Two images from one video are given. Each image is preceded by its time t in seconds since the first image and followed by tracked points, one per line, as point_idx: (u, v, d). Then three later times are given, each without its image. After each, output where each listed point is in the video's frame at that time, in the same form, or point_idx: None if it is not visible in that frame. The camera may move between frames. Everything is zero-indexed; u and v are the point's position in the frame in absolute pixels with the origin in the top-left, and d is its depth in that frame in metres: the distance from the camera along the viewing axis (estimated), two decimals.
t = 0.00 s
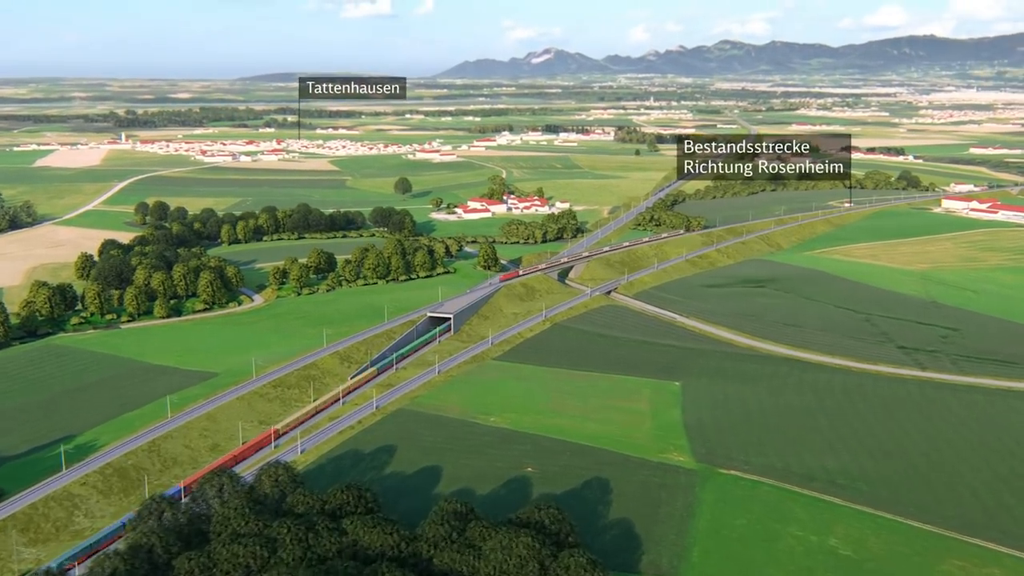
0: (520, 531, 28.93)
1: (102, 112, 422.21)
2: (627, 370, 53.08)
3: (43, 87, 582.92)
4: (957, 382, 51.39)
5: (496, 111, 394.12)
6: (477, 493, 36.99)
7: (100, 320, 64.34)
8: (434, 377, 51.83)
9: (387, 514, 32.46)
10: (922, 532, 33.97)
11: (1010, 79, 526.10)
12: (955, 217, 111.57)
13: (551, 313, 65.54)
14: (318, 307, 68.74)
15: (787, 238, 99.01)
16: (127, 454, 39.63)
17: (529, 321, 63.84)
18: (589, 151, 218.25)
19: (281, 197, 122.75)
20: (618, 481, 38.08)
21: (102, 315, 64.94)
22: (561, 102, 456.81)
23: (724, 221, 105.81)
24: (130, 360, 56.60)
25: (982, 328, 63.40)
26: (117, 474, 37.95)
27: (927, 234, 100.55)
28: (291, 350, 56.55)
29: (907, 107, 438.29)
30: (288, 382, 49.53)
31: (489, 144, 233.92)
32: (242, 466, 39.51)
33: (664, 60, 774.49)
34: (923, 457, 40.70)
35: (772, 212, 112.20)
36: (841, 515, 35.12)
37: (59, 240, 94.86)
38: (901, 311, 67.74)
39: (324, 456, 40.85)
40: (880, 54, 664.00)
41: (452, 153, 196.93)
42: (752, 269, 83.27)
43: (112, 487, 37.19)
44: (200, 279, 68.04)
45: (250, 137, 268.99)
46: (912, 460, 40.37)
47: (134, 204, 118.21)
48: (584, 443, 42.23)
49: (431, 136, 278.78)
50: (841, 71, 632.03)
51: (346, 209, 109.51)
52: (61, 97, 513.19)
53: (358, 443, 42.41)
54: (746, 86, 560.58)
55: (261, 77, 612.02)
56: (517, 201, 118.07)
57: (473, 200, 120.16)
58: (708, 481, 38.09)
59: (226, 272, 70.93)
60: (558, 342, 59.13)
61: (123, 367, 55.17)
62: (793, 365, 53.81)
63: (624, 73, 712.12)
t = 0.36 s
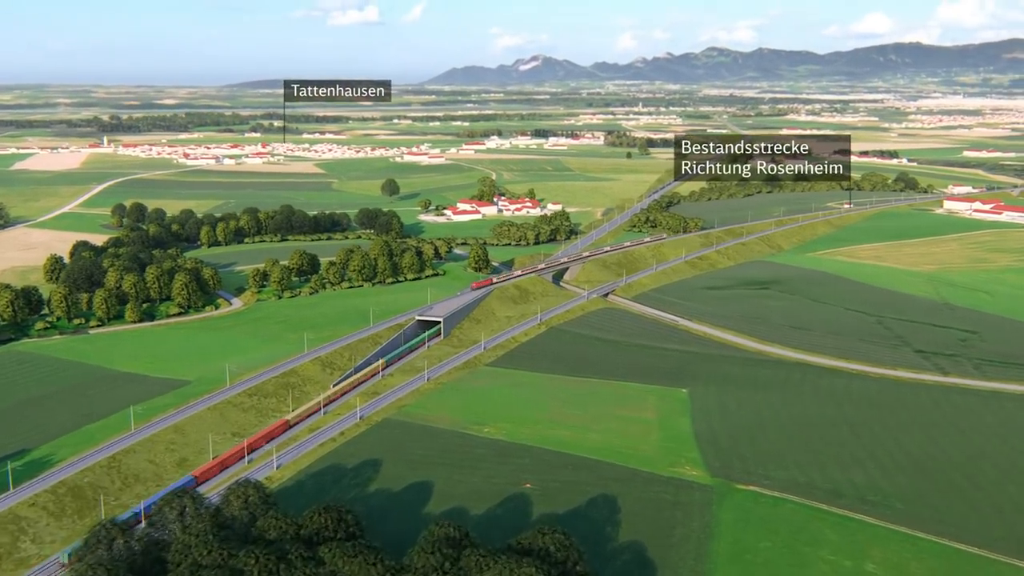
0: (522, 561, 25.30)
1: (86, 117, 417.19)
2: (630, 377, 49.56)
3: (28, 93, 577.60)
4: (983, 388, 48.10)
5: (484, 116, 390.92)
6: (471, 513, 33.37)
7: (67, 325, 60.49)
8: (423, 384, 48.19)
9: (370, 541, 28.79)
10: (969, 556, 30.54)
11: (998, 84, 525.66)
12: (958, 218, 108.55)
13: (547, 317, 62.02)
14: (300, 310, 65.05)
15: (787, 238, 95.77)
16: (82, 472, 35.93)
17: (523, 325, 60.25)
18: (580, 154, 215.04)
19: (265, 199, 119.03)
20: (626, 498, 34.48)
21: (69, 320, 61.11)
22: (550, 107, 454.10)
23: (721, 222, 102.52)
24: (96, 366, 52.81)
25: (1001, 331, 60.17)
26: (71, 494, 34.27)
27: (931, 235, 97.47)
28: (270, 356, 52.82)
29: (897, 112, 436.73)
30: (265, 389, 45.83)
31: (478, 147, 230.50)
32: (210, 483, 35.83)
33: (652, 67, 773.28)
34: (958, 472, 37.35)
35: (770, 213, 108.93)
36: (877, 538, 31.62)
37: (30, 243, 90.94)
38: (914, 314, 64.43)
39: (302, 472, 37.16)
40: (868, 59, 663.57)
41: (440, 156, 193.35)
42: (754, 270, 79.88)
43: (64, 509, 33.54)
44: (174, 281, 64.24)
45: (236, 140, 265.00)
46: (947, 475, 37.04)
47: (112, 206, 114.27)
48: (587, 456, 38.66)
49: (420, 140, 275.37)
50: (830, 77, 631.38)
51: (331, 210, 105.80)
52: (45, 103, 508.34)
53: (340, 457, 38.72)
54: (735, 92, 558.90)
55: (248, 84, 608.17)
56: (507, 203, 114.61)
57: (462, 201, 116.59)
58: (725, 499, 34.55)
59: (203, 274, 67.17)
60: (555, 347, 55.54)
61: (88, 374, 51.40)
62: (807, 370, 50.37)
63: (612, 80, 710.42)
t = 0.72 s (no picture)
0: None
1: (71, 122, 412.22)
2: (635, 384, 46.02)
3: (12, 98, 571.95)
4: (1014, 395, 44.77)
5: (473, 121, 387.71)
6: (467, 539, 29.71)
7: (30, 331, 56.59)
8: (411, 392, 44.53)
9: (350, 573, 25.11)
10: None
11: (987, 89, 524.88)
12: (962, 219, 105.49)
13: (543, 320, 58.49)
14: (281, 314, 61.32)
15: (789, 239, 92.52)
16: (30, 493, 32.17)
17: (518, 329, 56.64)
18: (571, 157, 211.85)
19: (248, 200, 115.18)
20: (639, 520, 30.89)
21: (33, 325, 57.18)
22: (539, 112, 451.16)
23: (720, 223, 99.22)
24: (58, 374, 48.98)
25: None
26: (14, 519, 30.52)
27: (937, 236, 94.38)
28: (246, 363, 49.09)
29: (887, 117, 435.09)
30: (240, 399, 42.09)
31: (467, 150, 227.05)
32: (173, 505, 32.11)
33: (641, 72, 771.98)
34: (1001, 488, 33.99)
35: (769, 214, 105.62)
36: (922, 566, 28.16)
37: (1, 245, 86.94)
38: (930, 317, 61.15)
39: (276, 491, 33.44)
40: (857, 64, 661.99)
41: (429, 158, 189.85)
42: (758, 272, 76.48)
43: (7, 536, 29.82)
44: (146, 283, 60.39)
45: (221, 144, 260.81)
46: (990, 492, 33.67)
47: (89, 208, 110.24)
48: (593, 472, 35.07)
49: (408, 144, 271.84)
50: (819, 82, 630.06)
51: (316, 212, 102.02)
52: (29, 108, 503.14)
53: (320, 474, 35.02)
54: (724, 98, 557.37)
55: (234, 89, 603.74)
56: (499, 205, 111.11)
57: (452, 203, 112.93)
58: (749, 520, 31.01)
59: (178, 276, 63.35)
60: (553, 354, 51.92)
61: (49, 383, 47.56)
62: (823, 376, 47.01)
63: (602, 86, 708.53)
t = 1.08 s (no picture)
0: None
1: (55, 126, 407.09)
2: (642, 392, 42.50)
3: None
4: None
5: (462, 125, 384.40)
6: (462, 571, 26.14)
7: None
8: (399, 402, 40.93)
9: None
10: None
11: (975, 93, 524.08)
12: (967, 219, 102.40)
13: (540, 324, 54.98)
14: (260, 319, 57.60)
15: (792, 240, 89.25)
16: None
17: (513, 333, 53.04)
18: (562, 159, 208.60)
19: (231, 201, 111.41)
20: (655, 548, 27.37)
21: None
22: (529, 117, 448.27)
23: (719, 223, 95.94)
24: (17, 384, 45.20)
25: None
26: None
27: (944, 237, 91.22)
28: (221, 371, 45.38)
29: (877, 121, 433.46)
30: (211, 410, 38.38)
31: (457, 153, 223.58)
32: (128, 533, 28.42)
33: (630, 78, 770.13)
34: None
35: (770, 214, 102.35)
36: None
37: None
38: (949, 319, 57.85)
39: (247, 515, 29.79)
40: (847, 69, 661.33)
41: (418, 161, 186.23)
42: (762, 273, 73.14)
43: None
44: (116, 286, 56.62)
45: (206, 148, 256.60)
46: None
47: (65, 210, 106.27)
48: (601, 491, 31.54)
49: (397, 147, 268.20)
50: (809, 87, 628.84)
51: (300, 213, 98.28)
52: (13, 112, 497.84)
53: (297, 495, 31.40)
54: (714, 104, 555.00)
55: (221, 94, 599.29)
56: (490, 206, 107.60)
57: (441, 204, 109.40)
58: (779, 547, 27.52)
59: (151, 279, 59.56)
60: (552, 360, 48.38)
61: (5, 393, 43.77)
62: (844, 383, 43.57)
63: (591, 91, 706.48)
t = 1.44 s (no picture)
0: None
1: (38, 131, 402.02)
2: (651, 403, 39.00)
3: None
4: None
5: (452, 129, 380.86)
6: None
7: None
8: (385, 415, 37.31)
9: None
10: None
11: (965, 97, 523.23)
12: (973, 220, 99.25)
13: (537, 328, 51.43)
14: (237, 324, 53.91)
15: (795, 240, 86.01)
16: None
17: (509, 339, 49.51)
18: (554, 161, 205.01)
19: (212, 202, 107.47)
20: None
21: None
22: (519, 121, 445.17)
23: (719, 224, 92.66)
24: None
25: None
26: None
27: (953, 238, 88.16)
28: (192, 381, 41.70)
29: (869, 124, 431.75)
30: (176, 423, 34.69)
31: (446, 155, 220.06)
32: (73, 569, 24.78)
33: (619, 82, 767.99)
34: None
35: (771, 215, 98.98)
36: None
37: None
38: (971, 323, 54.60)
39: (213, 546, 26.15)
40: (837, 72, 660.13)
41: (407, 163, 182.66)
42: (768, 274, 69.78)
43: None
44: (83, 288, 52.82)
45: (191, 150, 252.26)
46: None
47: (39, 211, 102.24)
48: (614, 516, 28.01)
49: (385, 150, 264.26)
50: (799, 91, 627.30)
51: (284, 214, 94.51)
52: None
53: (269, 522, 27.77)
54: (705, 108, 553.06)
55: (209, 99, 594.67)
56: (481, 207, 104.08)
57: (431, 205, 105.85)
58: None
59: (121, 281, 55.76)
60: (551, 368, 44.85)
61: None
62: (871, 391, 40.12)
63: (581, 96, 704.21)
